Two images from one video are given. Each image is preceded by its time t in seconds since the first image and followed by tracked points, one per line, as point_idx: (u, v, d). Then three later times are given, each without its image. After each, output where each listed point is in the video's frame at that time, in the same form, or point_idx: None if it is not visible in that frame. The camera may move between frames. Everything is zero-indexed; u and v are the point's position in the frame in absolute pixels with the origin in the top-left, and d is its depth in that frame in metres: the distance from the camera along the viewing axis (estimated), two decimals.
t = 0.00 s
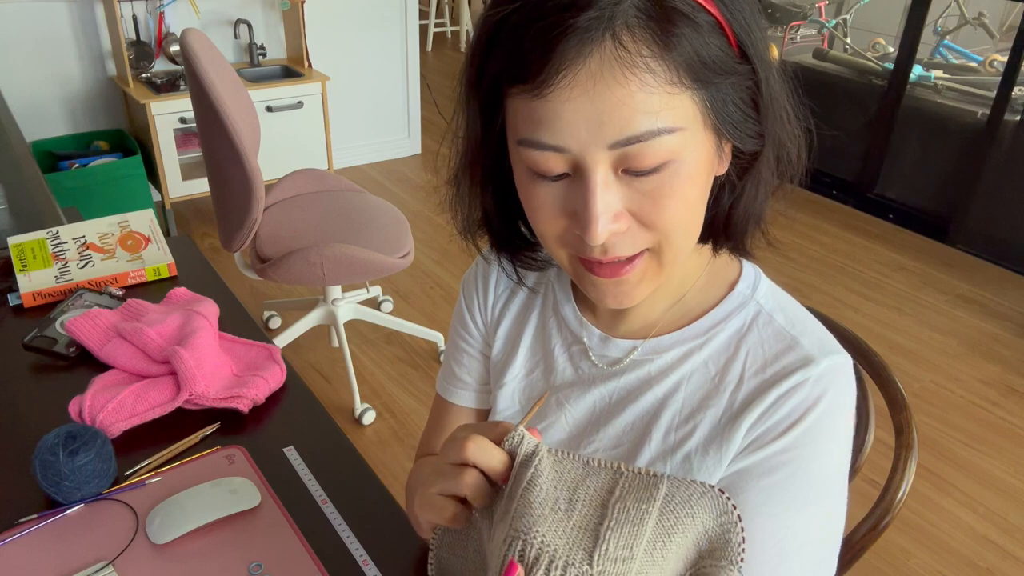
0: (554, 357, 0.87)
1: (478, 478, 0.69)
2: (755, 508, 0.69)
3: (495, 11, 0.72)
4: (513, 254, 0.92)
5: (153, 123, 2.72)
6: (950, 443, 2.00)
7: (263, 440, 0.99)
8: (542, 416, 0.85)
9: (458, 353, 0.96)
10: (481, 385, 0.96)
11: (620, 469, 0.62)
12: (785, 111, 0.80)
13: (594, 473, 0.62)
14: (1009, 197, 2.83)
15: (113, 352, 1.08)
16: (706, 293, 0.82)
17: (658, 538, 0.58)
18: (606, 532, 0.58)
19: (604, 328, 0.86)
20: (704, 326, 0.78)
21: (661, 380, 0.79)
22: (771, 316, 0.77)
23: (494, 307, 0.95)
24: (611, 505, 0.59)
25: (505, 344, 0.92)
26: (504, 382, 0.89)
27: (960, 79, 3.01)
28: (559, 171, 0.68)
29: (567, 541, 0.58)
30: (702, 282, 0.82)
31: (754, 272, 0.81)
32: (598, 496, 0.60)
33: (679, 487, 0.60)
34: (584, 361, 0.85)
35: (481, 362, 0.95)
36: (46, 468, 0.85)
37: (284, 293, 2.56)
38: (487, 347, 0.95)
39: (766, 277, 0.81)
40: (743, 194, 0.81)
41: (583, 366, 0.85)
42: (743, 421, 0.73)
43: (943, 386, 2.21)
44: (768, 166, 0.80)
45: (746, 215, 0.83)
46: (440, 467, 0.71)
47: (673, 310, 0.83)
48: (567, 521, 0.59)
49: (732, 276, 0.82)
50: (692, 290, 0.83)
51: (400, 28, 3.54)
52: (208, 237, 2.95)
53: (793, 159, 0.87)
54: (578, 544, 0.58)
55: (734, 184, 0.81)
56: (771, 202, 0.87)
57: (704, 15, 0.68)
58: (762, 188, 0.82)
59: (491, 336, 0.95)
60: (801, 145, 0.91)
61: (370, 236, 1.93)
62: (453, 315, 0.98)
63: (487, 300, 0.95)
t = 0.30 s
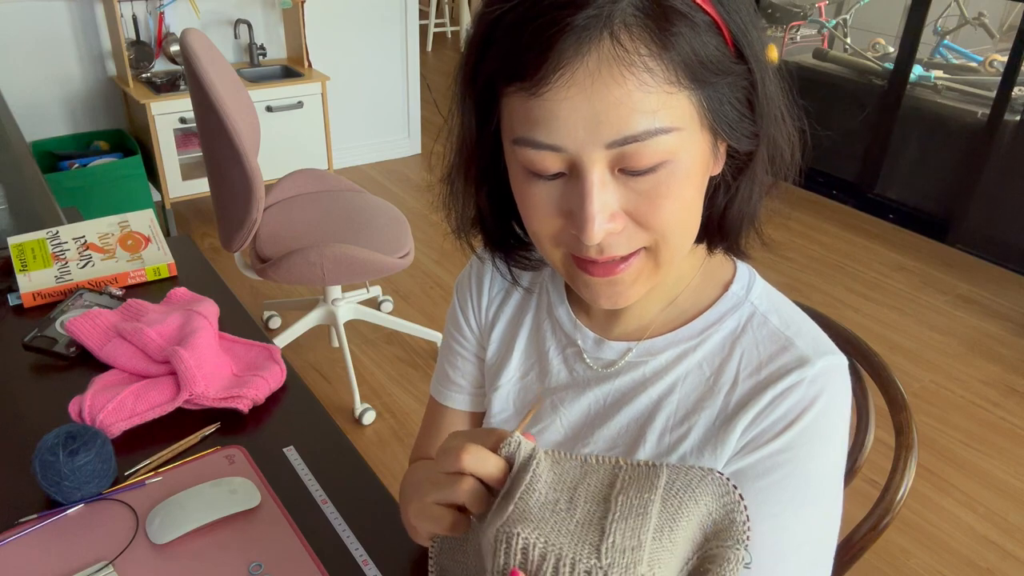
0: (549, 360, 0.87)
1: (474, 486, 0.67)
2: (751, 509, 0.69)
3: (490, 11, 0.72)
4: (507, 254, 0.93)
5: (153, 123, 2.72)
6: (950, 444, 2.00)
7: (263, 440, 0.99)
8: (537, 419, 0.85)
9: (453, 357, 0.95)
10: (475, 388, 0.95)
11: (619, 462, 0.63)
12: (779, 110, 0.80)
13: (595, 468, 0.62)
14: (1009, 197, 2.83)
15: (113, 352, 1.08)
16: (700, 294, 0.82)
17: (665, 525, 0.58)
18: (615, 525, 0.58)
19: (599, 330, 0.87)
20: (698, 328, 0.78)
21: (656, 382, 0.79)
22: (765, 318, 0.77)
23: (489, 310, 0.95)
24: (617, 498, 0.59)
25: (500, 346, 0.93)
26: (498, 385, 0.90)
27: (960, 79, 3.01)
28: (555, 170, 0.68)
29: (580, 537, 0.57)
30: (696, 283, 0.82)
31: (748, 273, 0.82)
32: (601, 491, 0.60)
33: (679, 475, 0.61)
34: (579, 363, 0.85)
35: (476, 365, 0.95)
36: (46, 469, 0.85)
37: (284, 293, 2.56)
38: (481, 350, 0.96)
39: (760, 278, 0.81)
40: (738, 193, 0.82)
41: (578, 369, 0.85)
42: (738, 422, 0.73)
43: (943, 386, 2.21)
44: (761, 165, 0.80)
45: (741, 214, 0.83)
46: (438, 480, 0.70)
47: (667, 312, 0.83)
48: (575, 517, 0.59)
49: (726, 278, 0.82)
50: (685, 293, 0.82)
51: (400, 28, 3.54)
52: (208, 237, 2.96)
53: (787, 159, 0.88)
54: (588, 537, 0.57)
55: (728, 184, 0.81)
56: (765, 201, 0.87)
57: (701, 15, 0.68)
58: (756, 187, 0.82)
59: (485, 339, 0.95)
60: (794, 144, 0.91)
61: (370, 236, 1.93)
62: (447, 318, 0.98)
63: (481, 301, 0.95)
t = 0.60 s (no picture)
0: (546, 363, 0.87)
1: (472, 517, 0.68)
2: (749, 513, 0.69)
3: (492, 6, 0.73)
4: (507, 259, 0.93)
5: (153, 123, 2.73)
6: (950, 444, 2.00)
7: (263, 440, 0.99)
8: (535, 424, 0.85)
9: (450, 360, 0.95)
10: (472, 391, 0.95)
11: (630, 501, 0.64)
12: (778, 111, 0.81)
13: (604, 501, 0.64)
14: (1008, 197, 2.83)
15: (113, 352, 1.08)
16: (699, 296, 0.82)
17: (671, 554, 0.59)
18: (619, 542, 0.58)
19: (597, 333, 0.86)
20: (696, 331, 0.79)
21: (653, 386, 0.79)
22: (764, 321, 0.77)
23: (486, 313, 0.95)
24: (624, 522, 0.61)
25: (496, 350, 0.93)
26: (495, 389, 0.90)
27: (959, 79, 3.01)
28: (557, 166, 0.68)
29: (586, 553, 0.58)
30: (693, 288, 0.82)
31: (746, 275, 0.82)
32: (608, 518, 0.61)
33: (685, 520, 0.62)
34: (576, 367, 0.85)
35: (473, 369, 0.95)
36: (46, 469, 0.85)
37: (284, 293, 2.56)
38: (479, 353, 0.96)
39: (758, 281, 0.82)
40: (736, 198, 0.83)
41: (575, 372, 0.85)
42: (736, 427, 0.73)
43: (943, 387, 2.21)
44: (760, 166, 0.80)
45: (738, 217, 0.84)
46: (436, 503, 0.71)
47: (666, 316, 0.83)
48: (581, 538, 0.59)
49: (726, 281, 0.82)
50: (684, 296, 0.83)
51: (400, 28, 3.54)
52: (209, 237, 2.96)
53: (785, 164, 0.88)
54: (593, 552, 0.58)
55: (726, 187, 0.82)
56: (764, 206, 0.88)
57: (703, 11, 0.69)
58: (755, 191, 0.83)
59: (482, 343, 0.95)
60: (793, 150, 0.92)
61: (370, 236, 1.93)
62: (445, 324, 0.98)
63: (478, 305, 0.95)
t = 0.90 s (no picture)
0: (545, 374, 0.87)
1: (442, 475, 0.61)
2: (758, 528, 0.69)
3: None
4: (514, 265, 0.96)
5: (153, 123, 2.73)
6: (950, 443, 2.00)
7: (263, 440, 0.99)
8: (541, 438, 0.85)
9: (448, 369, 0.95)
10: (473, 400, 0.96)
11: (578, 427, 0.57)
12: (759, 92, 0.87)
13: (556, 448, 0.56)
14: (1008, 197, 2.83)
15: (113, 352, 1.08)
16: (701, 302, 0.82)
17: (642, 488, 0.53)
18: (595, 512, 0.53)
19: (599, 343, 0.87)
20: (699, 339, 0.79)
21: (658, 396, 0.79)
22: (766, 326, 0.78)
23: (483, 321, 0.95)
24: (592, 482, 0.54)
25: (495, 358, 0.93)
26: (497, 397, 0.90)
27: (959, 79, 3.01)
28: (568, 123, 0.70)
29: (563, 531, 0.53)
30: (694, 293, 0.83)
31: (746, 280, 0.82)
32: (570, 472, 0.55)
33: (644, 429, 0.55)
34: (578, 378, 0.85)
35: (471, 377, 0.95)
36: (46, 469, 0.85)
37: (285, 293, 2.56)
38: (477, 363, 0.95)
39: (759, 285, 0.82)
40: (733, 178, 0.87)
41: (577, 383, 0.85)
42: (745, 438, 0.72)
43: (943, 387, 2.21)
44: (752, 141, 0.85)
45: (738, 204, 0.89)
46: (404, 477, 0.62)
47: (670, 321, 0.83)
48: (542, 517, 0.54)
49: (726, 285, 0.82)
50: (687, 300, 0.83)
51: (400, 28, 3.54)
52: (209, 237, 2.96)
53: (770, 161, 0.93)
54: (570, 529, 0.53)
55: (723, 171, 0.86)
56: (755, 196, 0.92)
57: None
58: (749, 174, 0.88)
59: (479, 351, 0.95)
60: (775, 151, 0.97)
61: (370, 236, 1.94)
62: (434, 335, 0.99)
63: (474, 315, 0.96)
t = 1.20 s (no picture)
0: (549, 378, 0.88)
1: (475, 427, 0.61)
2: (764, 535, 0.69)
3: (493, 0, 0.79)
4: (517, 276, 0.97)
5: (153, 123, 2.73)
6: (950, 443, 2.00)
7: (263, 440, 0.99)
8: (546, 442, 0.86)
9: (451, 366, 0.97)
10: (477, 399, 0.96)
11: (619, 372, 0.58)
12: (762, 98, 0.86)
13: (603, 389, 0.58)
14: (1008, 197, 2.83)
15: (113, 352, 1.08)
16: (707, 310, 0.83)
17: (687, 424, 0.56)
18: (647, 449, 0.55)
19: (604, 349, 0.88)
20: (708, 345, 0.79)
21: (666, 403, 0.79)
22: (775, 333, 0.78)
23: (488, 323, 0.98)
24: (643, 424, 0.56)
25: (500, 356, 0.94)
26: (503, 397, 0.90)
27: (960, 79, 3.01)
28: (566, 140, 0.70)
29: (617, 464, 0.55)
30: (701, 300, 0.84)
31: (753, 287, 0.83)
32: (611, 412, 0.58)
33: (683, 373, 0.56)
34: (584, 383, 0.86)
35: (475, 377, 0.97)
36: (46, 469, 0.85)
37: (285, 293, 2.56)
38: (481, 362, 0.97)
39: (766, 293, 0.83)
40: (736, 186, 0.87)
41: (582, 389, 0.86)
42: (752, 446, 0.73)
43: (943, 387, 2.21)
44: (755, 147, 0.85)
45: (741, 210, 0.89)
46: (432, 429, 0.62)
47: (675, 328, 0.84)
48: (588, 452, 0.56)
49: (733, 293, 0.83)
50: (692, 308, 0.84)
51: (400, 28, 3.54)
52: (209, 237, 2.96)
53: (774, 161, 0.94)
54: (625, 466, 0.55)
55: (728, 177, 0.86)
56: (760, 201, 0.91)
57: None
58: (753, 180, 0.88)
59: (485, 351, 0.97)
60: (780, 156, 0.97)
61: (370, 236, 1.93)
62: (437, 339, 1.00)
63: (479, 317, 0.98)
